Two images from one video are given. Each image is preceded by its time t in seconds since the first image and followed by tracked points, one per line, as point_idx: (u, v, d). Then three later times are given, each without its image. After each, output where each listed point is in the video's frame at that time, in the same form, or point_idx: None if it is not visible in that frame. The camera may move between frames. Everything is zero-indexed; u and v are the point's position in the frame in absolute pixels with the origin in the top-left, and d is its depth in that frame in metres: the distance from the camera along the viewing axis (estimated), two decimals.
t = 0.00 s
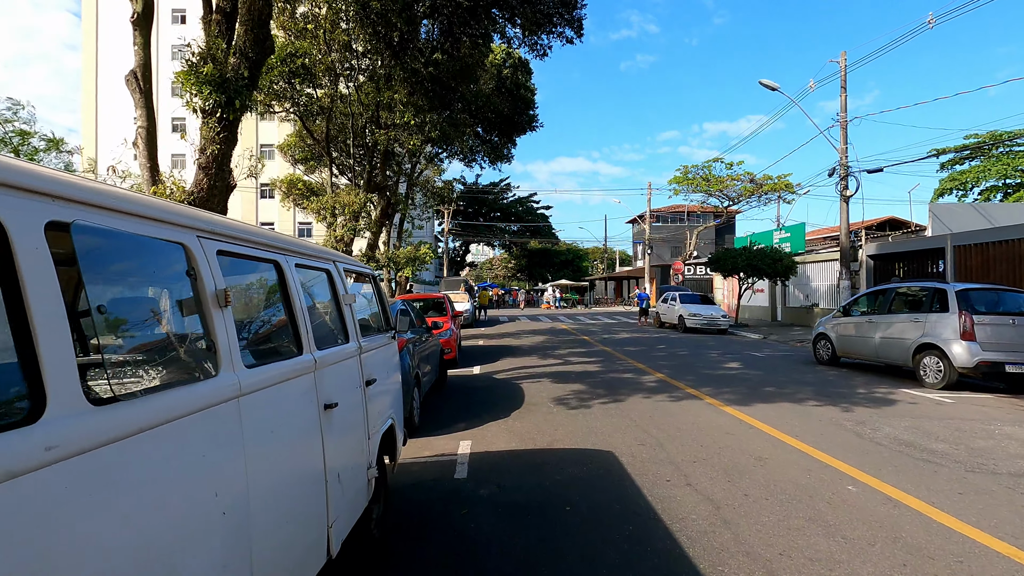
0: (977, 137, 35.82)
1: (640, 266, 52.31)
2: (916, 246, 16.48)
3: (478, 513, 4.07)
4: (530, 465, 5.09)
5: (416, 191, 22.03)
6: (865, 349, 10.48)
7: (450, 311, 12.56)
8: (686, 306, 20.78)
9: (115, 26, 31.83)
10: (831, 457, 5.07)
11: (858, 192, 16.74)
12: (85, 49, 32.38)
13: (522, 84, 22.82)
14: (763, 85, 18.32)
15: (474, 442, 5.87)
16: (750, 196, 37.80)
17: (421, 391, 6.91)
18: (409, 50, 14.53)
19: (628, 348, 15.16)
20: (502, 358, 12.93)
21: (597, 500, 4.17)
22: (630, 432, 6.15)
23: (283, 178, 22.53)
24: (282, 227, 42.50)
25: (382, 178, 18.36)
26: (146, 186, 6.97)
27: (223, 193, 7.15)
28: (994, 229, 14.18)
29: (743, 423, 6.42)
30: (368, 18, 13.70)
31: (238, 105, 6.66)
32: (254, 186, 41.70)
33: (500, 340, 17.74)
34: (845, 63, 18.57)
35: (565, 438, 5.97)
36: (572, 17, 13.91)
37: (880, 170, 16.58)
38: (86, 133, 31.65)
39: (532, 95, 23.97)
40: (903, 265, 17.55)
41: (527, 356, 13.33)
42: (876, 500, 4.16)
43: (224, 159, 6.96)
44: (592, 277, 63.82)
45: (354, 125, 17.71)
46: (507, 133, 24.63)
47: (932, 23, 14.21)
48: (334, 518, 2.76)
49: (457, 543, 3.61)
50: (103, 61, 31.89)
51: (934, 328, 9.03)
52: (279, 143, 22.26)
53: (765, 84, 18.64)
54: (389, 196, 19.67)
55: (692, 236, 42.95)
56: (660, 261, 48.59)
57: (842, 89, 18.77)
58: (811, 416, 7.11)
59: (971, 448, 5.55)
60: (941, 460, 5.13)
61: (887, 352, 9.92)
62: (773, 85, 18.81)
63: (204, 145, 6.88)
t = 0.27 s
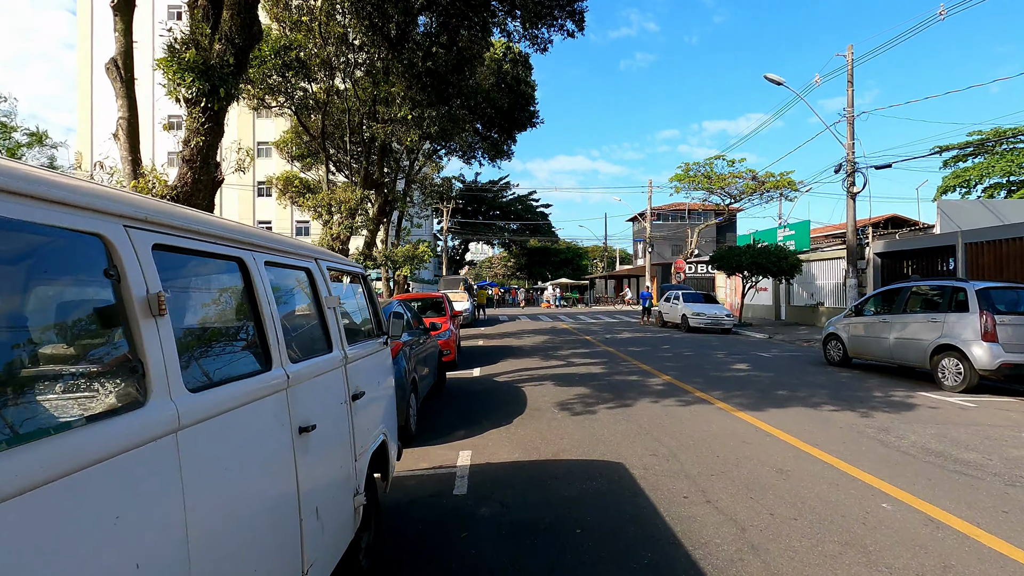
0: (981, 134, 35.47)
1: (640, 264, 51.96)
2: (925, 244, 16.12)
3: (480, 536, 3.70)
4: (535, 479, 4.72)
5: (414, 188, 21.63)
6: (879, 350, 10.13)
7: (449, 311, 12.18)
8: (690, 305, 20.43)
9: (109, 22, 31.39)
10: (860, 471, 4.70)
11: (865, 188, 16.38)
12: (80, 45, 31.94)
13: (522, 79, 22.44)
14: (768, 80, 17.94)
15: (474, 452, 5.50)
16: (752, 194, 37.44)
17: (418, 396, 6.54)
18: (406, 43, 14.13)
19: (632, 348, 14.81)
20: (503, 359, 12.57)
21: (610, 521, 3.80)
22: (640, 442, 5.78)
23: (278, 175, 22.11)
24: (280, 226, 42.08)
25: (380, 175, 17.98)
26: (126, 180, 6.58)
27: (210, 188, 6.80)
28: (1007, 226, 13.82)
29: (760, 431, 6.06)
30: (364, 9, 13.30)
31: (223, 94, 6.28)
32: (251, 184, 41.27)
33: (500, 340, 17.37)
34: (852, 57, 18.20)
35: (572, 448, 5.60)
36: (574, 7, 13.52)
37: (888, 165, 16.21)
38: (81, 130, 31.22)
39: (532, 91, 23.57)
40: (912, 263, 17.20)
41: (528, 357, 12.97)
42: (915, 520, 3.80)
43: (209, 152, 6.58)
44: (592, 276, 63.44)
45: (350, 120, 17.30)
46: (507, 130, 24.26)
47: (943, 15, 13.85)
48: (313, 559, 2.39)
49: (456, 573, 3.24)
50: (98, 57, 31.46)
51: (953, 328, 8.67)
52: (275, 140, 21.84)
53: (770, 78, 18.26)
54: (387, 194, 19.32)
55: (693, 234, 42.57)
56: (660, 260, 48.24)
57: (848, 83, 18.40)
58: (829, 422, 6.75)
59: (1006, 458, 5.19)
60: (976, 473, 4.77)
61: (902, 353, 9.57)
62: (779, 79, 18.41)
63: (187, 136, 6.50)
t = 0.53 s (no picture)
0: (988, 130, 35.04)
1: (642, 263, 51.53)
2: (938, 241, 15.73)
3: (484, 562, 3.34)
4: (543, 494, 4.36)
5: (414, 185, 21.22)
6: (897, 351, 9.75)
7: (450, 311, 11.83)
8: (695, 304, 20.05)
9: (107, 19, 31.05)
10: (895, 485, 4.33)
11: (876, 184, 16.00)
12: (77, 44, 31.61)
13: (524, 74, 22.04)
14: (776, 74, 17.55)
15: (476, 463, 5.16)
16: (756, 191, 37.03)
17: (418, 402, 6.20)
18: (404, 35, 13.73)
19: (637, 349, 14.45)
20: (505, 360, 12.20)
21: (628, 545, 3.44)
22: (654, 451, 5.41)
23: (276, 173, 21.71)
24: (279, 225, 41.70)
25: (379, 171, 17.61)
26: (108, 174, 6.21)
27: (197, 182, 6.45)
28: None
29: (781, 439, 5.69)
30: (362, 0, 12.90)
31: (209, 82, 5.91)
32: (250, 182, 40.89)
33: (502, 340, 17.00)
34: (861, 50, 17.81)
35: (581, 459, 5.23)
36: None
37: (899, 161, 15.82)
38: (78, 129, 30.85)
39: (534, 87, 23.17)
40: (923, 262, 16.80)
41: (531, 358, 12.60)
42: (965, 544, 3.43)
43: (195, 144, 6.21)
44: (594, 275, 62.99)
45: (348, 116, 16.91)
46: (508, 126, 23.86)
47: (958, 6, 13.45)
48: None
49: None
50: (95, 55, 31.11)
51: (977, 329, 8.30)
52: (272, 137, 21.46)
53: (778, 72, 17.86)
54: (387, 191, 18.96)
55: (696, 233, 42.17)
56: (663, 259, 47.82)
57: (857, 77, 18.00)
58: (852, 428, 6.37)
59: None
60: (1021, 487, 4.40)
61: (921, 355, 9.20)
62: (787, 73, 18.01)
63: (172, 127, 6.13)
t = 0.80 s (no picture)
0: (996, 126, 34.54)
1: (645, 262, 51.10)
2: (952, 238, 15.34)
3: None
4: (553, 513, 3.98)
5: (414, 182, 20.83)
6: (916, 352, 9.37)
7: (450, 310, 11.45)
8: (701, 303, 19.66)
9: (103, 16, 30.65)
10: (942, 506, 3.95)
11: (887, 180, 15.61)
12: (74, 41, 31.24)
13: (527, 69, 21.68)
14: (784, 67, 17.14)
15: (480, 476, 4.80)
16: (761, 189, 36.59)
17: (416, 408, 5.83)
18: (403, 26, 13.30)
19: (643, 349, 14.07)
20: (507, 361, 11.83)
21: None
22: (670, 462, 5.02)
23: (274, 170, 21.31)
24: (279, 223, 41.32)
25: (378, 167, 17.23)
26: (86, 166, 5.84)
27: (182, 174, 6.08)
28: None
29: (805, 449, 5.31)
30: None
31: (192, 66, 5.53)
32: (249, 180, 40.57)
33: (504, 340, 16.62)
34: (870, 42, 17.39)
35: (592, 471, 4.84)
36: None
37: (911, 156, 15.42)
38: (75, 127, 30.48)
39: (537, 82, 22.75)
40: (936, 259, 16.41)
41: (535, 359, 12.22)
42: None
43: (178, 133, 5.84)
44: (595, 273, 62.57)
45: (346, 111, 16.51)
46: (510, 122, 23.47)
47: None
48: None
49: None
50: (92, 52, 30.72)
51: (1003, 330, 7.92)
52: (270, 133, 21.05)
53: (786, 66, 17.46)
54: (386, 188, 18.59)
55: (700, 231, 41.74)
56: (666, 257, 47.40)
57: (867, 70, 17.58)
58: (879, 436, 5.99)
59: None
60: None
61: (943, 357, 8.82)
62: (795, 66, 17.57)
63: (154, 116, 5.76)
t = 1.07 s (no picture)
0: (1004, 125, 34.07)
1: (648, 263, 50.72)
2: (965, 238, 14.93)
3: None
4: (560, 537, 3.61)
5: (414, 181, 20.43)
6: (935, 356, 8.97)
7: (450, 312, 11.07)
8: (706, 305, 19.26)
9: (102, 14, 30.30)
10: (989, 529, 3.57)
11: (899, 178, 15.22)
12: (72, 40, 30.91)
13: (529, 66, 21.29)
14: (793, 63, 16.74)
15: (479, 493, 4.41)
16: (765, 189, 36.21)
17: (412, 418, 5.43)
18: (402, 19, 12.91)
19: (649, 352, 13.66)
20: (509, 365, 11.44)
21: None
22: (685, 477, 4.64)
23: (272, 169, 20.93)
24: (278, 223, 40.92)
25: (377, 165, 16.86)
26: (60, 159, 5.49)
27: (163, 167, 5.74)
28: None
29: (830, 463, 4.92)
30: None
31: (171, 52, 5.18)
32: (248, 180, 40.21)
33: (506, 342, 16.24)
34: (880, 38, 17.00)
35: (601, 487, 4.47)
36: None
37: (923, 154, 15.02)
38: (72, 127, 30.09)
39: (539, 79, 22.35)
40: (948, 260, 15.99)
41: (537, 362, 11.84)
42: None
43: (158, 124, 5.49)
44: (597, 274, 62.18)
45: (344, 107, 16.12)
46: (511, 121, 23.13)
47: None
48: None
49: None
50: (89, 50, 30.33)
51: None
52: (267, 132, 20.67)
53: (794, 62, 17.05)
54: (386, 187, 18.25)
55: (703, 231, 41.31)
56: (668, 258, 47.02)
57: (877, 66, 17.18)
58: (906, 447, 5.60)
59: None
60: None
61: (965, 361, 8.42)
62: (804, 62, 17.16)
63: (132, 105, 5.40)
